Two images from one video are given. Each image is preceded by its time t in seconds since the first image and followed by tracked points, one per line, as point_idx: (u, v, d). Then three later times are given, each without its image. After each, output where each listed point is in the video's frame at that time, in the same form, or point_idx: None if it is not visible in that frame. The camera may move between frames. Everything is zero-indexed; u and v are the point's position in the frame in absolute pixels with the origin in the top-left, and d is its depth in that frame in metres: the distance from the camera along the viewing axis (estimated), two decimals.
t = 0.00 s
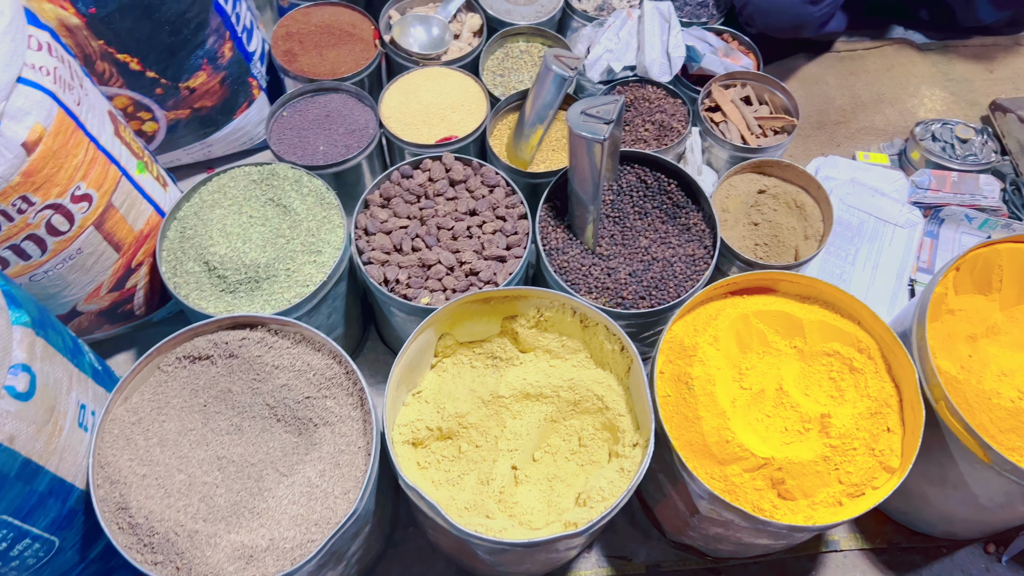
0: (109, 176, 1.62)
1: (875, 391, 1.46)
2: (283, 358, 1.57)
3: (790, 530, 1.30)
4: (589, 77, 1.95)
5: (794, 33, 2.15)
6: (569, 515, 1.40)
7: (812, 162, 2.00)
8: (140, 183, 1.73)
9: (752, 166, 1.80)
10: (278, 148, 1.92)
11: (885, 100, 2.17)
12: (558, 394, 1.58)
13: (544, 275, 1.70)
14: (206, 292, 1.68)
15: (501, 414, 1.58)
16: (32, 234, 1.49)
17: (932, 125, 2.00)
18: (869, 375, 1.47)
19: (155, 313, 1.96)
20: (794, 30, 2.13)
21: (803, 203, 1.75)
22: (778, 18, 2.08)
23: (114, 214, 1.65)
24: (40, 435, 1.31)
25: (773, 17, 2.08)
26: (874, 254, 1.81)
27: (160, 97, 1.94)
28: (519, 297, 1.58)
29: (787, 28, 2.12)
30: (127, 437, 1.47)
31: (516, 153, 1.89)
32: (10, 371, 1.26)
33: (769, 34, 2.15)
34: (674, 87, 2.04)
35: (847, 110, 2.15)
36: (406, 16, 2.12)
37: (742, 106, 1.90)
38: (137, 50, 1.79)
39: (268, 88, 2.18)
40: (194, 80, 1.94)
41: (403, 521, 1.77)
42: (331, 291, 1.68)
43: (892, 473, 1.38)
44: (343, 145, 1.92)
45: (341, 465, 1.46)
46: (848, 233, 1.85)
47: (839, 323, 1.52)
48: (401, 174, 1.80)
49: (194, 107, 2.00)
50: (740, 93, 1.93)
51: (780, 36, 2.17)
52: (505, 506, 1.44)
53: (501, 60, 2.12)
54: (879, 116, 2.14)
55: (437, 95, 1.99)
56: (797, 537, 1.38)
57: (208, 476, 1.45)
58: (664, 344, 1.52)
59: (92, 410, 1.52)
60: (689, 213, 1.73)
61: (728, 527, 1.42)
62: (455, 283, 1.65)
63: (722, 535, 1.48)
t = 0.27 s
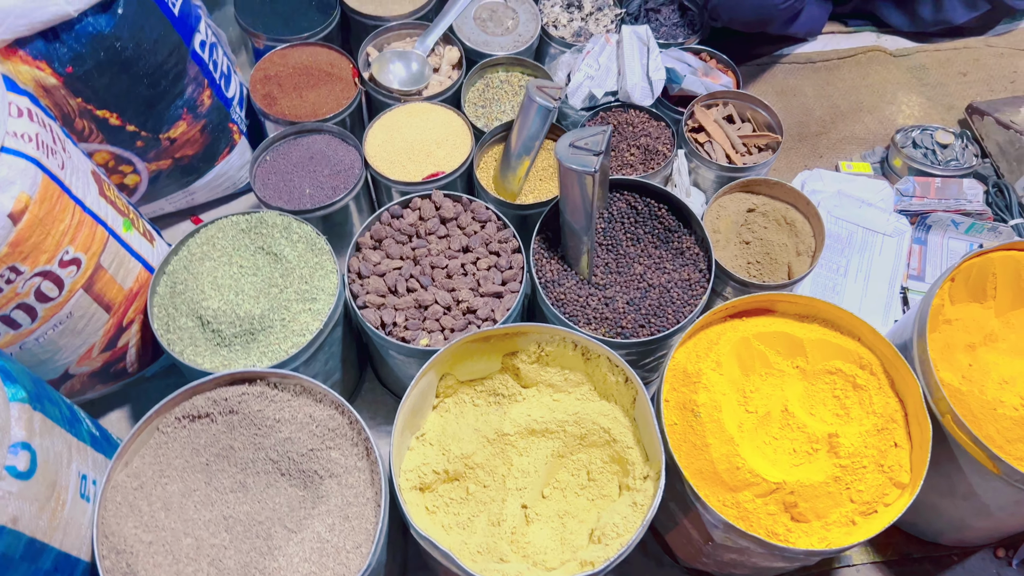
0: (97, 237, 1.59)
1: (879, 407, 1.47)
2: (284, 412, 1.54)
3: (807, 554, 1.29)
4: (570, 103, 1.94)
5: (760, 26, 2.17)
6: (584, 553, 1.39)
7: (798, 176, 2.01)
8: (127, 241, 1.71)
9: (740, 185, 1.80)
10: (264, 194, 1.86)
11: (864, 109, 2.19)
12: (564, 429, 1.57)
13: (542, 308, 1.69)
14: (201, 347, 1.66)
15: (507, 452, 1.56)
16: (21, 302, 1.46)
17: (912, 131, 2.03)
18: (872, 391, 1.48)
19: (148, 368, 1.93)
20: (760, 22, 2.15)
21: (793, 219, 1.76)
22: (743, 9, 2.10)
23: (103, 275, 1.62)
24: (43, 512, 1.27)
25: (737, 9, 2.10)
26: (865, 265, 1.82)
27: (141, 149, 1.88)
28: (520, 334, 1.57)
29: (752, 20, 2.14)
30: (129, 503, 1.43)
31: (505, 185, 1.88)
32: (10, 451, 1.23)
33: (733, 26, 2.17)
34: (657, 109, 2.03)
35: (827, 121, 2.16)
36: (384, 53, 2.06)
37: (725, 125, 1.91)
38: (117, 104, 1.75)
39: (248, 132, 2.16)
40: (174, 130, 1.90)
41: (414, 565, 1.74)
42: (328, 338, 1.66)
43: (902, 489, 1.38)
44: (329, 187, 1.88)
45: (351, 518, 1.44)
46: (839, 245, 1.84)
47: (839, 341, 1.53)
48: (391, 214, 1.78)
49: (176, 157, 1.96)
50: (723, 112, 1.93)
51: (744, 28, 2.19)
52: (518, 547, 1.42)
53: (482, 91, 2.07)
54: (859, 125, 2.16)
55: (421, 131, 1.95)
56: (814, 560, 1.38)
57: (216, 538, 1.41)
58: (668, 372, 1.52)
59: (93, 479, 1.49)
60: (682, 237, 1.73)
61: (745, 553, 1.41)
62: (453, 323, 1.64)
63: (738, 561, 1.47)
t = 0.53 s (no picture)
0: (81, 327, 1.57)
1: (878, 442, 1.47)
2: (282, 491, 1.51)
3: None
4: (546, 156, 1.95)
5: (727, 56, 2.17)
6: None
7: (776, 213, 2.04)
8: (111, 327, 1.69)
9: (721, 228, 1.82)
10: (246, 268, 1.83)
11: (833, 142, 2.24)
12: (566, 487, 1.55)
13: (534, 363, 1.68)
14: (192, 430, 1.63)
15: (510, 515, 1.53)
16: (7, 401, 1.43)
17: (883, 161, 2.08)
18: (870, 427, 1.49)
19: (138, 453, 1.89)
20: (728, 52, 2.15)
21: (776, 257, 1.78)
22: (710, 40, 2.10)
23: (89, 364, 1.60)
24: None
25: (705, 40, 2.10)
26: (849, 296, 1.85)
27: (119, 232, 1.85)
28: (515, 394, 1.56)
29: (720, 51, 2.14)
30: None
31: (488, 242, 1.87)
32: (5, 559, 1.19)
33: (701, 57, 2.17)
34: (631, 156, 2.03)
35: (799, 155, 2.21)
36: (359, 117, 2.02)
37: (700, 168, 1.93)
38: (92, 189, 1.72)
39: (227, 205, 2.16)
40: (152, 211, 1.88)
41: None
42: (321, 411, 1.64)
43: (909, 523, 1.38)
44: (313, 256, 1.84)
45: None
46: (822, 278, 1.88)
47: (832, 379, 1.55)
48: (377, 279, 1.77)
49: (155, 236, 1.93)
50: (697, 156, 1.96)
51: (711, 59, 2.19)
52: None
53: (458, 149, 2.04)
54: (831, 158, 2.21)
55: (402, 195, 1.92)
56: None
57: None
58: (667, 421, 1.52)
59: None
60: (668, 283, 1.73)
61: None
62: (447, 386, 1.62)
63: None
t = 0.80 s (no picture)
0: (61, 397, 1.55)
1: (868, 459, 1.48)
2: (275, 551, 1.47)
3: None
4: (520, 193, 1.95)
5: (686, 77, 2.20)
6: None
7: (750, 234, 2.09)
8: (92, 394, 1.67)
9: (697, 254, 1.85)
10: (224, 322, 1.81)
11: (800, 161, 2.29)
12: (563, 525, 1.55)
13: (522, 402, 1.67)
14: (181, 492, 1.59)
15: (507, 557, 1.52)
16: None
17: (850, 177, 2.14)
18: (859, 445, 1.50)
19: (124, 520, 1.84)
20: (688, 74, 2.18)
21: (752, 280, 1.81)
22: (669, 62, 2.13)
23: (71, 434, 1.57)
24: None
25: (664, 62, 2.13)
26: (827, 313, 1.89)
27: (95, 294, 1.82)
28: (505, 435, 1.55)
29: (678, 73, 2.18)
30: None
31: (468, 282, 1.86)
32: None
33: (661, 79, 2.21)
34: (603, 187, 2.05)
35: (767, 175, 2.26)
36: (330, 164, 2.00)
37: (671, 195, 1.96)
38: (66, 255, 1.70)
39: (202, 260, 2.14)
40: (127, 271, 1.86)
41: None
42: (310, 465, 1.62)
43: (904, 539, 1.39)
44: (292, 306, 1.83)
45: None
46: (798, 297, 1.93)
47: (817, 399, 1.56)
48: (358, 327, 1.76)
49: (131, 297, 1.91)
50: (668, 183, 1.99)
51: (671, 82, 2.22)
52: None
53: (431, 191, 2.03)
54: (798, 177, 2.25)
55: (378, 239, 1.91)
56: None
57: None
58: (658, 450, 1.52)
59: None
60: (649, 312, 1.74)
61: None
62: (436, 431, 1.61)
63: None
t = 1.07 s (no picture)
0: (42, 449, 1.52)
1: (855, 465, 1.50)
2: None
3: None
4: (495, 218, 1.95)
5: (641, 94, 2.23)
6: None
7: (724, 248, 2.12)
8: (74, 445, 1.64)
9: (674, 270, 1.87)
10: (205, 363, 1.79)
11: (769, 172, 2.34)
12: (557, 549, 1.54)
13: (509, 427, 1.67)
14: (168, 540, 1.55)
15: None
16: None
17: (818, 186, 2.19)
18: (845, 451, 1.51)
19: (111, 572, 1.80)
20: (641, 91, 2.21)
21: (730, 292, 1.84)
22: (622, 78, 2.16)
23: (54, 486, 1.53)
24: None
25: (617, 79, 2.16)
26: (804, 321, 1.93)
27: (72, 343, 1.79)
28: (494, 461, 1.54)
29: (633, 89, 2.21)
30: None
31: (448, 309, 1.86)
32: None
33: (616, 95, 2.24)
34: (577, 209, 2.07)
35: (737, 188, 2.30)
36: (304, 199, 2.00)
37: (645, 214, 1.98)
38: (42, 304, 1.68)
39: (179, 302, 2.12)
40: (103, 317, 1.84)
41: None
42: (299, 504, 1.59)
43: (895, 541, 1.40)
44: (272, 344, 1.82)
45: None
46: (775, 307, 1.96)
47: (802, 407, 1.57)
48: (341, 361, 1.75)
49: (109, 342, 1.88)
50: (641, 202, 2.01)
51: (626, 100, 2.25)
52: None
53: (407, 220, 2.03)
54: (768, 189, 2.30)
55: (356, 271, 1.91)
56: None
57: None
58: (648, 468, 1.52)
59: None
60: (630, 330, 1.75)
61: None
62: (424, 462, 1.60)
63: None
